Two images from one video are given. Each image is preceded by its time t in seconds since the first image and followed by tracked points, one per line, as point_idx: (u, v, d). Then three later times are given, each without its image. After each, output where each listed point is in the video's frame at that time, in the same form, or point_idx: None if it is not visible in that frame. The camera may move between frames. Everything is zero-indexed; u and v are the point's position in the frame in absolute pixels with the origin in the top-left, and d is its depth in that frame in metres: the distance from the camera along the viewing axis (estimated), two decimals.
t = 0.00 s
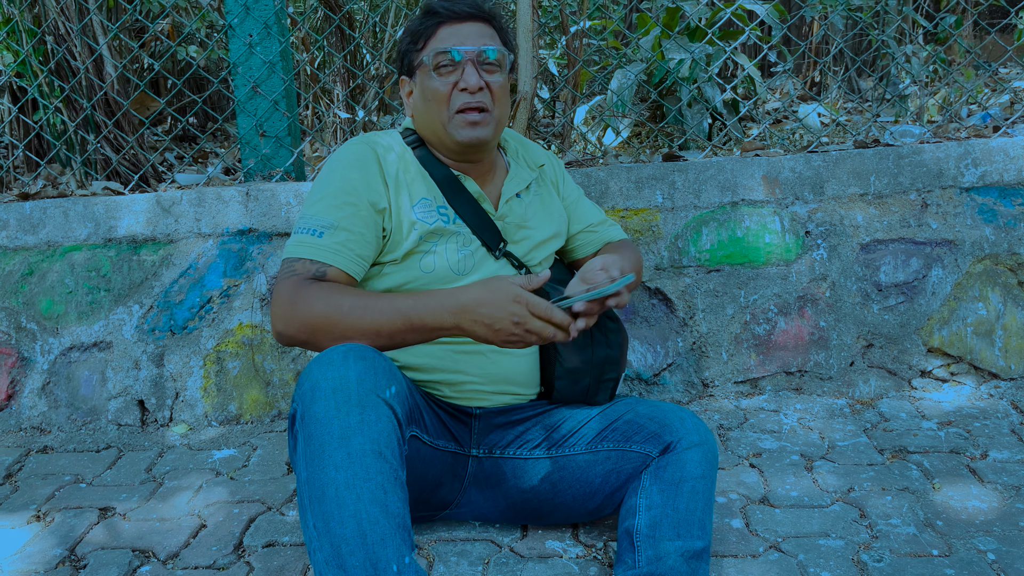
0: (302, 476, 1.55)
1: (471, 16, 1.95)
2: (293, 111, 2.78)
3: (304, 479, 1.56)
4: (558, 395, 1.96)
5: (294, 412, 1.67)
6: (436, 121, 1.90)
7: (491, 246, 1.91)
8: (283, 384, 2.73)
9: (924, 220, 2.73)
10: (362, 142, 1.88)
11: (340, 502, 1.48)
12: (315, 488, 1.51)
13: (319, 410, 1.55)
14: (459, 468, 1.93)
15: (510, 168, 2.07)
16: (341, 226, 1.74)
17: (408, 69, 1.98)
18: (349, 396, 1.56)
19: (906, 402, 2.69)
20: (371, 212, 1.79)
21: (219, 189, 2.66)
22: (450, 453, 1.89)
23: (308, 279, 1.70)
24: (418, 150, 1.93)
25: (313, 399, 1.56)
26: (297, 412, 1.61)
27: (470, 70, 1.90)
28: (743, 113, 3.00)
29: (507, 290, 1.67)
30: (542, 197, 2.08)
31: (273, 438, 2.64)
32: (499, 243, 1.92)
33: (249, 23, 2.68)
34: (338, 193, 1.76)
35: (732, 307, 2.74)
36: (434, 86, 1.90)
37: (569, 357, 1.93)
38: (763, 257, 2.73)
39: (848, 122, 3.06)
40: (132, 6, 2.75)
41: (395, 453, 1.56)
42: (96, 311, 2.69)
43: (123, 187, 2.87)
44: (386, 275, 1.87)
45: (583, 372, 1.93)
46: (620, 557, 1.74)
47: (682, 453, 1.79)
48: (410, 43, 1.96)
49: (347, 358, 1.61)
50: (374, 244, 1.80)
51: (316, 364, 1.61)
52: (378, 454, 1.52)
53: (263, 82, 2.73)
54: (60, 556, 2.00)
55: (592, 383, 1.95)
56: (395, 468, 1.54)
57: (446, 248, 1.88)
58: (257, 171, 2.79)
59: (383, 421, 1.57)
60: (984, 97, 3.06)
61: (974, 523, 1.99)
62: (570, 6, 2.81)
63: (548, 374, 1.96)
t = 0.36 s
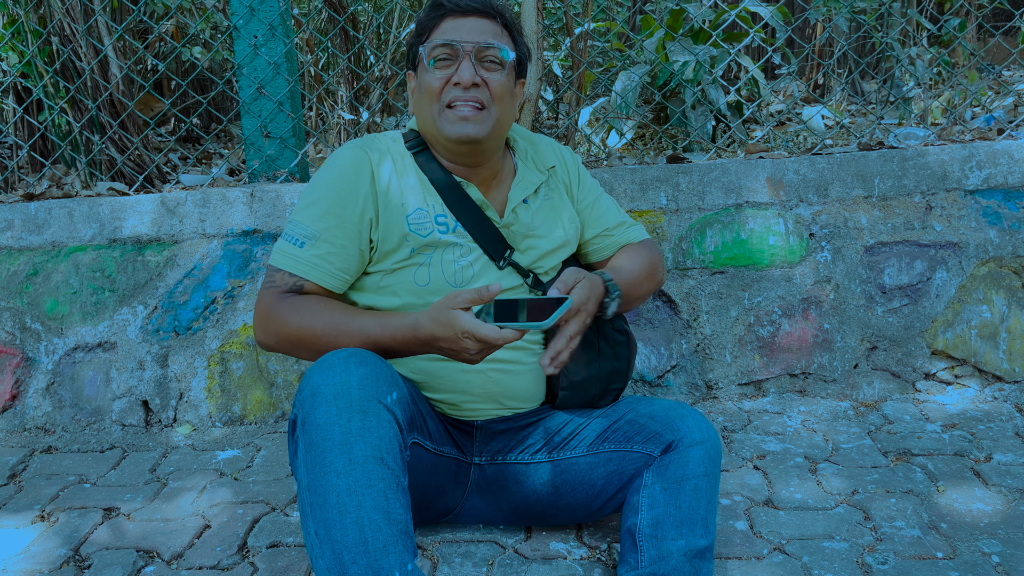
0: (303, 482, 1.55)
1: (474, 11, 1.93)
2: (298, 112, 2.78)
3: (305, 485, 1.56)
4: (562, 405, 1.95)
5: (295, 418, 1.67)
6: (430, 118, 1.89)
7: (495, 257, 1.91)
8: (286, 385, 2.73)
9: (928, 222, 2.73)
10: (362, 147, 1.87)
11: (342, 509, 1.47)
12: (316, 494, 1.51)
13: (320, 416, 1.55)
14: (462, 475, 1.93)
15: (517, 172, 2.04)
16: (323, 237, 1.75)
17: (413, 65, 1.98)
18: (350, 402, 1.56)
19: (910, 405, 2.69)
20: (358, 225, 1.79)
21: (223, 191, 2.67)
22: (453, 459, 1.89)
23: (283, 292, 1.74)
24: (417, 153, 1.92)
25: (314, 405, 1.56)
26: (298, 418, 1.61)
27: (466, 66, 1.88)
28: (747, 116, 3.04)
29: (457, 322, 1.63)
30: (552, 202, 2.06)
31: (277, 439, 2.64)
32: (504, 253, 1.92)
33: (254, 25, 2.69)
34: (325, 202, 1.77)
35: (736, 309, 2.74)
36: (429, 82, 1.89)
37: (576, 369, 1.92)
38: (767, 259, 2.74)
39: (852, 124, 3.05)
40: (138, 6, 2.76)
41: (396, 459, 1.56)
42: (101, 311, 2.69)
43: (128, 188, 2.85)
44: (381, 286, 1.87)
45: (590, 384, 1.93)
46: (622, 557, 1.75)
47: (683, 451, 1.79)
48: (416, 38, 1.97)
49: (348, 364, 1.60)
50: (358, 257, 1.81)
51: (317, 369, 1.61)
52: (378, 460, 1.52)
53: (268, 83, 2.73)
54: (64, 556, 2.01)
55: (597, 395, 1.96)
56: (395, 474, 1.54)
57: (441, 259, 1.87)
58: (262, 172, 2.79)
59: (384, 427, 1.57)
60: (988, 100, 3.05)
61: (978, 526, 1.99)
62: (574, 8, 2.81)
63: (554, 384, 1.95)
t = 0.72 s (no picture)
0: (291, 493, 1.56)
1: (483, 9, 1.94)
2: (303, 114, 2.79)
3: (294, 496, 1.57)
4: (571, 406, 1.94)
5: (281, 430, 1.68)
6: (443, 121, 1.90)
7: (512, 259, 1.92)
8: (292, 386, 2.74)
9: (933, 226, 2.73)
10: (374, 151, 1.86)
11: (332, 516, 1.48)
12: (305, 503, 1.51)
13: (305, 426, 1.56)
14: (464, 477, 1.93)
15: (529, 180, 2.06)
16: (323, 241, 1.75)
17: (422, 68, 1.99)
18: (335, 410, 1.57)
19: (914, 408, 2.69)
20: (361, 231, 1.79)
21: (229, 192, 2.67)
22: (455, 462, 1.90)
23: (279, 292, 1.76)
24: (432, 156, 1.91)
25: (298, 415, 1.58)
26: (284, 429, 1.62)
27: (477, 66, 1.89)
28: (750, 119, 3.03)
29: (447, 319, 1.61)
30: (563, 211, 2.08)
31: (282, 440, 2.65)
32: (520, 254, 1.93)
33: (260, 27, 2.69)
34: (329, 206, 1.76)
35: (740, 312, 2.75)
36: (440, 84, 1.90)
37: (587, 372, 1.92)
38: (772, 262, 2.74)
39: (856, 127, 3.06)
40: (145, 8, 2.77)
41: (384, 464, 1.57)
42: (107, 312, 2.70)
43: (134, 188, 2.89)
44: (387, 293, 1.87)
45: (601, 385, 1.93)
46: (628, 559, 1.74)
47: (690, 454, 1.80)
48: (425, 40, 1.97)
49: (332, 373, 1.62)
50: (359, 262, 1.81)
51: (301, 381, 1.62)
52: (366, 466, 1.53)
53: (274, 85, 2.74)
54: (71, 556, 2.01)
55: (607, 397, 1.95)
56: (384, 478, 1.55)
57: (450, 268, 1.88)
58: (268, 174, 2.80)
59: (369, 433, 1.58)
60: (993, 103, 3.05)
61: (983, 529, 1.99)
62: (580, 10, 2.85)
63: (564, 384, 1.94)
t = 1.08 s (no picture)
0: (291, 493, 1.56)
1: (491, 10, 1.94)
2: (306, 115, 2.79)
3: (294, 497, 1.56)
4: (579, 399, 1.96)
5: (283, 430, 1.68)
6: (451, 121, 1.90)
7: (525, 254, 1.93)
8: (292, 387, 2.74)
9: (936, 228, 2.73)
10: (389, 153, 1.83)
11: (331, 518, 1.47)
12: (304, 504, 1.51)
13: (306, 427, 1.55)
14: (465, 480, 1.93)
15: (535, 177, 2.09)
16: (330, 241, 1.74)
17: (429, 68, 1.99)
18: (336, 411, 1.56)
19: (916, 411, 2.68)
20: (371, 232, 1.77)
21: (231, 193, 2.68)
22: (455, 464, 1.89)
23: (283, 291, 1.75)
24: (441, 154, 1.89)
25: (299, 416, 1.57)
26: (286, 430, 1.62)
27: (485, 67, 1.89)
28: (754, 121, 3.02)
29: (449, 320, 1.59)
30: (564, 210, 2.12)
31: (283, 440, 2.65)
32: (534, 249, 1.94)
33: (263, 28, 2.70)
34: (338, 206, 1.75)
35: (742, 314, 2.74)
36: (448, 84, 1.90)
37: (597, 363, 1.94)
38: (774, 264, 2.73)
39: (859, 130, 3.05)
40: (148, 9, 2.77)
41: (384, 466, 1.57)
42: (109, 312, 2.70)
43: (137, 189, 2.88)
44: (402, 293, 1.87)
45: (610, 377, 1.96)
46: (627, 560, 1.74)
47: (687, 452, 1.79)
48: (432, 41, 1.97)
49: (334, 375, 1.61)
50: (366, 264, 1.79)
51: (304, 381, 1.62)
52: (366, 468, 1.52)
53: (277, 86, 2.75)
54: (71, 555, 2.02)
55: (614, 390, 1.99)
56: (384, 481, 1.55)
57: (464, 268, 1.87)
58: (270, 174, 2.80)
59: (370, 435, 1.57)
60: (996, 105, 3.05)
61: (984, 533, 1.99)
62: (582, 13, 2.81)
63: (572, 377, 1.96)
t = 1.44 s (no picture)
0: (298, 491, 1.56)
1: (521, 24, 1.91)
2: (312, 116, 2.80)
3: (302, 495, 1.57)
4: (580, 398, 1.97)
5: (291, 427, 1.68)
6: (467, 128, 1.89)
7: (524, 249, 1.94)
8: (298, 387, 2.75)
9: (941, 231, 2.72)
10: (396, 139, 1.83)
11: (339, 516, 1.48)
12: (311, 502, 1.52)
13: (315, 424, 1.56)
14: (469, 480, 1.93)
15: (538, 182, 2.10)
16: (339, 218, 1.71)
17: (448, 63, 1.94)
18: (344, 409, 1.57)
19: (921, 414, 2.68)
20: (379, 213, 1.75)
21: (238, 193, 2.69)
22: (461, 464, 1.90)
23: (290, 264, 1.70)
24: (448, 147, 1.91)
25: (308, 414, 1.58)
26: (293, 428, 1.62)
27: (509, 82, 1.87)
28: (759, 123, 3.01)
29: (458, 312, 1.59)
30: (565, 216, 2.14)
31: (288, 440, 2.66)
32: (532, 245, 1.95)
33: (269, 30, 2.71)
34: (349, 184, 1.73)
35: (747, 316, 2.74)
36: (469, 91, 1.88)
37: (599, 361, 1.96)
38: (779, 266, 2.73)
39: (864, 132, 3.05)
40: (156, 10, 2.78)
41: (392, 465, 1.58)
42: (115, 312, 2.72)
43: (143, 189, 2.92)
44: (403, 279, 1.84)
45: (612, 377, 1.98)
46: (631, 563, 1.74)
47: (692, 457, 1.79)
48: (451, 41, 1.92)
49: (342, 373, 1.62)
50: (372, 244, 1.76)
51: (312, 379, 1.63)
52: (374, 467, 1.53)
53: (283, 87, 2.76)
54: (77, 554, 2.03)
55: (615, 390, 2.00)
56: (391, 479, 1.55)
57: (465, 255, 1.86)
58: (275, 175, 2.81)
59: (377, 433, 1.58)
60: (1002, 108, 3.04)
61: (989, 536, 1.99)
62: (587, 14, 2.82)
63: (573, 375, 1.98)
